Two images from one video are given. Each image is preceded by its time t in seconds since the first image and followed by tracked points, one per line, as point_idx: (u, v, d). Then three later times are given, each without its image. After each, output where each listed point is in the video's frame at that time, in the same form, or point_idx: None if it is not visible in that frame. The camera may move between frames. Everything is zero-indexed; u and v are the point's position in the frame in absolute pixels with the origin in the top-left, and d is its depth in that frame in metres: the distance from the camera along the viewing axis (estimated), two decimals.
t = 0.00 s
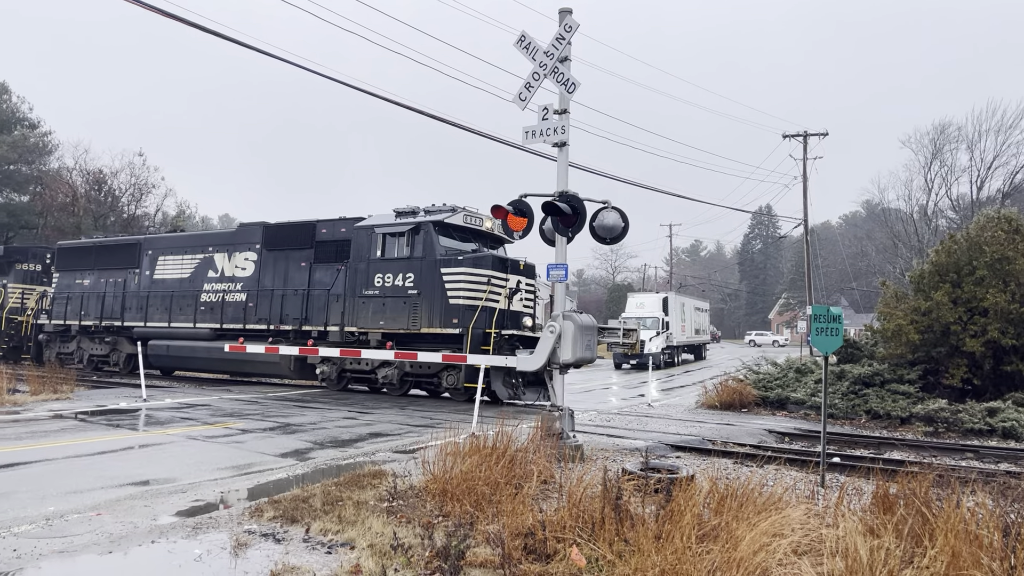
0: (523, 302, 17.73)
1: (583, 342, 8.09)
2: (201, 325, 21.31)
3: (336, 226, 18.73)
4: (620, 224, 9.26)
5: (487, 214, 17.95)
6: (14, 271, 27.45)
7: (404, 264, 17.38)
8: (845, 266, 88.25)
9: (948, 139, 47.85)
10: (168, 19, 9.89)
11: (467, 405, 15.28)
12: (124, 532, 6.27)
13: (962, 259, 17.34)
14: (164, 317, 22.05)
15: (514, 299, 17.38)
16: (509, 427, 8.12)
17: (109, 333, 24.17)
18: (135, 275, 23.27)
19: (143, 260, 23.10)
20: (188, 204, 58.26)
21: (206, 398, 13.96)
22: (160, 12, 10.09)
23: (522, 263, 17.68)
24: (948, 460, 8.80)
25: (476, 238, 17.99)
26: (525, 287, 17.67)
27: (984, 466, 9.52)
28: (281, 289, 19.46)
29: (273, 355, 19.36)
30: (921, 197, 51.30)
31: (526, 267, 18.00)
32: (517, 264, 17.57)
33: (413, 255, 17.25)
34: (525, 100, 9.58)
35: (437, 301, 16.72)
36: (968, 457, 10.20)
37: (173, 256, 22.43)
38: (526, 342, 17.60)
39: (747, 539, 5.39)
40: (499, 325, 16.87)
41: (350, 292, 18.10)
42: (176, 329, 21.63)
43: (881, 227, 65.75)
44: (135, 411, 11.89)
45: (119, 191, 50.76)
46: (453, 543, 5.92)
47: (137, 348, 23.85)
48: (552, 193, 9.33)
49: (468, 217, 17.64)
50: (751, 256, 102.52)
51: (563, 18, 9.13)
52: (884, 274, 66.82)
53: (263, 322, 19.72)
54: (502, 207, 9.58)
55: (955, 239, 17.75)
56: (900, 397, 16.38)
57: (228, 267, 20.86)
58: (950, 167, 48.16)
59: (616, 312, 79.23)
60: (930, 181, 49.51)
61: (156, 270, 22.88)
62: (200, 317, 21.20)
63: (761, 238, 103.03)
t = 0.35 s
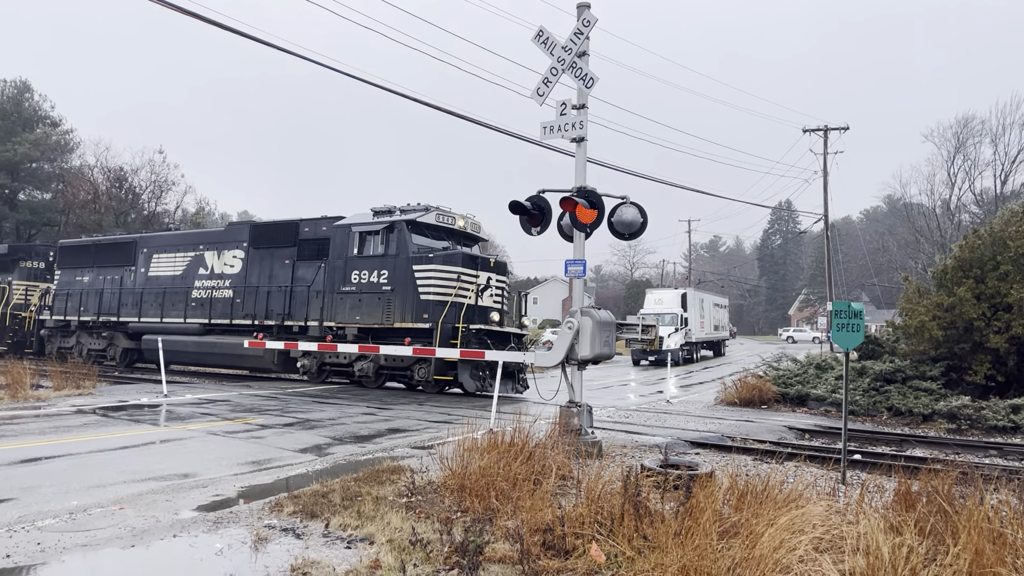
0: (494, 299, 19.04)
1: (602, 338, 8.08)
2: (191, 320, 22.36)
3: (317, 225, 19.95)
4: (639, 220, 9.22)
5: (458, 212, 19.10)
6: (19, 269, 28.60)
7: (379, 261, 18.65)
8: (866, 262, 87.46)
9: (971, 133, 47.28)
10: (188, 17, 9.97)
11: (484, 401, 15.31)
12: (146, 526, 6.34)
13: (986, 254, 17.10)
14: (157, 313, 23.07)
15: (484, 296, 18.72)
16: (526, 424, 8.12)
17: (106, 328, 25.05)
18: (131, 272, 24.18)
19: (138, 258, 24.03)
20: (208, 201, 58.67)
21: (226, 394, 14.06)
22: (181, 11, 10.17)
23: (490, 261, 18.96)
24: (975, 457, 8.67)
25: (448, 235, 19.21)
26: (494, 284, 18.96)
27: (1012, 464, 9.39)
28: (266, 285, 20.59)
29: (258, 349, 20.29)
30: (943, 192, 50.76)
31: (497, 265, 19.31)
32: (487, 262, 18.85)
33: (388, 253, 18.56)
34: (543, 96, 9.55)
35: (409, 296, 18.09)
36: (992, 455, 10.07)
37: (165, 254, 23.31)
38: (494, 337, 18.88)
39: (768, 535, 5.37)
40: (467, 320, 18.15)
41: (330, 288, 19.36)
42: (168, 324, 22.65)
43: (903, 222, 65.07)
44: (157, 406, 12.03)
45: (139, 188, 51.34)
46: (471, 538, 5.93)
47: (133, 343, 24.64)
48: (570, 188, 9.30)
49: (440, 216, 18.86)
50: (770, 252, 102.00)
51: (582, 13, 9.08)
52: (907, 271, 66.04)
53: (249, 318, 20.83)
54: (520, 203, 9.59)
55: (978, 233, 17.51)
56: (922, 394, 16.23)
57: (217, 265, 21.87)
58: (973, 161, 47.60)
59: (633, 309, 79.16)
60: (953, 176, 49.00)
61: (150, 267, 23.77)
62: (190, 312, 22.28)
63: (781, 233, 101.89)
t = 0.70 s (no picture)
0: (471, 293, 19.56)
1: (623, 333, 8.04)
2: (185, 313, 23.27)
3: (304, 223, 20.66)
4: (661, 214, 9.18)
5: (434, 209, 19.71)
6: (29, 264, 29.16)
7: (357, 257, 19.28)
8: (890, 257, 86.57)
9: (998, 126, 46.68)
10: (211, 13, 10.05)
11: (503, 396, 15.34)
12: (172, 517, 6.41)
13: (1013, 249, 16.86)
14: (154, 307, 24.03)
15: (460, 291, 19.26)
16: (547, 418, 8.13)
17: (108, 321, 26.03)
18: (131, 268, 25.14)
19: (137, 254, 24.92)
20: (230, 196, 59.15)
21: (249, 387, 14.20)
22: (204, 8, 10.24)
23: (466, 257, 19.46)
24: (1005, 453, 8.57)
25: (425, 232, 19.76)
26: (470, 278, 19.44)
27: None
28: (256, 280, 21.39)
29: (245, 340, 21.13)
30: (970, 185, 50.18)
31: (472, 260, 19.85)
32: (463, 257, 19.37)
33: (366, 249, 19.10)
34: (564, 90, 9.52)
35: (386, 291, 18.65)
36: (1021, 452, 9.95)
37: (163, 251, 24.20)
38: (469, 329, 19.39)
39: (791, 531, 5.34)
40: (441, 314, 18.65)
41: (313, 283, 20.11)
42: (164, 317, 23.59)
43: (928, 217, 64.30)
44: (181, 399, 12.19)
45: (163, 184, 51.21)
46: (493, 531, 5.94)
47: (133, 335, 25.54)
48: (591, 183, 9.29)
49: (416, 213, 19.42)
50: (792, 247, 101.50)
51: (603, 6, 9.04)
52: (932, 266, 65.28)
53: (239, 311, 21.64)
54: (541, 198, 9.60)
55: (1006, 227, 17.26)
56: (948, 390, 16.06)
57: (211, 260, 22.72)
58: (1000, 155, 47.01)
59: (654, 304, 79.05)
60: (980, 169, 48.42)
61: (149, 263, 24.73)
62: (185, 305, 23.18)
63: (802, 228, 102.05)
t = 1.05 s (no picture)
0: (451, 288, 20.23)
1: (643, 330, 8.02)
2: (184, 307, 23.63)
3: (294, 220, 21.11)
4: (681, 210, 9.15)
5: (416, 208, 20.26)
6: (40, 260, 29.64)
7: (343, 253, 19.78)
8: (914, 252, 85.64)
9: None
10: (232, 10, 10.12)
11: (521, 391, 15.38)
12: (196, 511, 6.48)
13: None
14: (155, 301, 24.41)
15: (440, 286, 19.94)
16: (567, 414, 8.14)
17: (113, 315, 26.41)
18: (134, 263, 25.53)
19: (140, 250, 25.32)
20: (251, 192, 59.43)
21: (270, 382, 14.30)
22: (224, 5, 10.31)
23: (445, 254, 20.09)
24: None
25: (406, 230, 20.30)
26: (450, 275, 20.17)
27: None
28: (250, 276, 21.80)
29: (239, 333, 21.54)
30: (996, 179, 49.57)
31: (452, 257, 20.52)
32: (443, 254, 20.03)
33: (351, 246, 19.58)
34: (584, 85, 9.50)
35: (368, 286, 19.17)
36: None
37: (164, 247, 24.55)
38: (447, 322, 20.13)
39: (814, 528, 5.33)
40: (421, 308, 19.36)
41: (302, 279, 20.58)
42: (164, 311, 23.98)
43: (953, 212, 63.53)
44: (203, 393, 12.29)
45: (185, 180, 51.21)
46: (514, 527, 5.97)
47: (135, 329, 25.73)
48: (610, 177, 9.28)
49: (399, 211, 19.95)
50: (814, 242, 100.70)
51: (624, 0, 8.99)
52: (956, 261, 64.56)
53: (234, 306, 22.01)
54: (562, 192, 9.63)
55: None
56: (972, 386, 15.92)
57: (208, 257, 23.07)
58: None
59: (674, 299, 78.94)
60: (1006, 163, 47.81)
61: (151, 259, 25.10)
62: (184, 300, 23.57)
63: (825, 224, 99.39)
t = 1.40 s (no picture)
0: (433, 282, 20.91)
1: (663, 324, 8.01)
2: (182, 301, 24.07)
3: (285, 216, 21.66)
4: (702, 204, 9.11)
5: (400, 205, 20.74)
6: (49, 255, 30.04)
7: (329, 249, 20.38)
8: (936, 246, 84.70)
9: None
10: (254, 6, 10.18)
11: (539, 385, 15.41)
12: (219, 503, 6.55)
13: None
14: (155, 295, 24.86)
15: (422, 281, 20.62)
16: (586, 409, 8.15)
17: (117, 309, 26.89)
18: (136, 258, 25.96)
19: (142, 245, 25.75)
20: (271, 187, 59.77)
21: (291, 376, 14.42)
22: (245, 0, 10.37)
23: (427, 250, 20.69)
24: None
25: (391, 226, 20.84)
26: (432, 270, 20.79)
27: None
28: (244, 270, 22.31)
29: (232, 326, 22.04)
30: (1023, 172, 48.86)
31: (434, 252, 21.15)
32: (424, 250, 20.63)
33: (337, 242, 20.18)
34: (605, 78, 9.46)
35: (352, 281, 19.80)
36: None
37: (164, 243, 24.95)
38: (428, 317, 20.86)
39: (837, 525, 5.30)
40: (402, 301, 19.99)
41: (291, 274, 21.17)
42: (164, 305, 24.44)
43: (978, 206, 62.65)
44: (225, 386, 12.42)
45: (206, 174, 51.41)
46: (534, 520, 5.99)
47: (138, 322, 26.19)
48: (631, 171, 9.26)
49: (383, 209, 20.48)
50: (835, 236, 99.84)
51: None
52: (981, 257, 63.75)
53: (228, 300, 22.49)
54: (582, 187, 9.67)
55: None
56: (997, 382, 15.74)
57: (205, 252, 23.44)
58: None
59: (693, 293, 78.69)
60: None
61: (152, 254, 25.51)
62: (182, 294, 24.02)
63: (846, 218, 100.25)
